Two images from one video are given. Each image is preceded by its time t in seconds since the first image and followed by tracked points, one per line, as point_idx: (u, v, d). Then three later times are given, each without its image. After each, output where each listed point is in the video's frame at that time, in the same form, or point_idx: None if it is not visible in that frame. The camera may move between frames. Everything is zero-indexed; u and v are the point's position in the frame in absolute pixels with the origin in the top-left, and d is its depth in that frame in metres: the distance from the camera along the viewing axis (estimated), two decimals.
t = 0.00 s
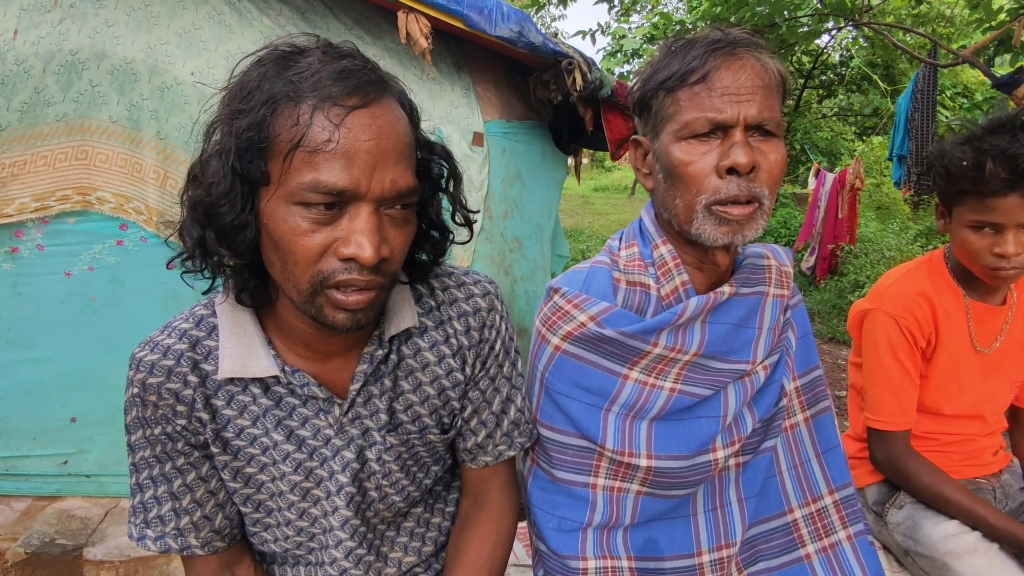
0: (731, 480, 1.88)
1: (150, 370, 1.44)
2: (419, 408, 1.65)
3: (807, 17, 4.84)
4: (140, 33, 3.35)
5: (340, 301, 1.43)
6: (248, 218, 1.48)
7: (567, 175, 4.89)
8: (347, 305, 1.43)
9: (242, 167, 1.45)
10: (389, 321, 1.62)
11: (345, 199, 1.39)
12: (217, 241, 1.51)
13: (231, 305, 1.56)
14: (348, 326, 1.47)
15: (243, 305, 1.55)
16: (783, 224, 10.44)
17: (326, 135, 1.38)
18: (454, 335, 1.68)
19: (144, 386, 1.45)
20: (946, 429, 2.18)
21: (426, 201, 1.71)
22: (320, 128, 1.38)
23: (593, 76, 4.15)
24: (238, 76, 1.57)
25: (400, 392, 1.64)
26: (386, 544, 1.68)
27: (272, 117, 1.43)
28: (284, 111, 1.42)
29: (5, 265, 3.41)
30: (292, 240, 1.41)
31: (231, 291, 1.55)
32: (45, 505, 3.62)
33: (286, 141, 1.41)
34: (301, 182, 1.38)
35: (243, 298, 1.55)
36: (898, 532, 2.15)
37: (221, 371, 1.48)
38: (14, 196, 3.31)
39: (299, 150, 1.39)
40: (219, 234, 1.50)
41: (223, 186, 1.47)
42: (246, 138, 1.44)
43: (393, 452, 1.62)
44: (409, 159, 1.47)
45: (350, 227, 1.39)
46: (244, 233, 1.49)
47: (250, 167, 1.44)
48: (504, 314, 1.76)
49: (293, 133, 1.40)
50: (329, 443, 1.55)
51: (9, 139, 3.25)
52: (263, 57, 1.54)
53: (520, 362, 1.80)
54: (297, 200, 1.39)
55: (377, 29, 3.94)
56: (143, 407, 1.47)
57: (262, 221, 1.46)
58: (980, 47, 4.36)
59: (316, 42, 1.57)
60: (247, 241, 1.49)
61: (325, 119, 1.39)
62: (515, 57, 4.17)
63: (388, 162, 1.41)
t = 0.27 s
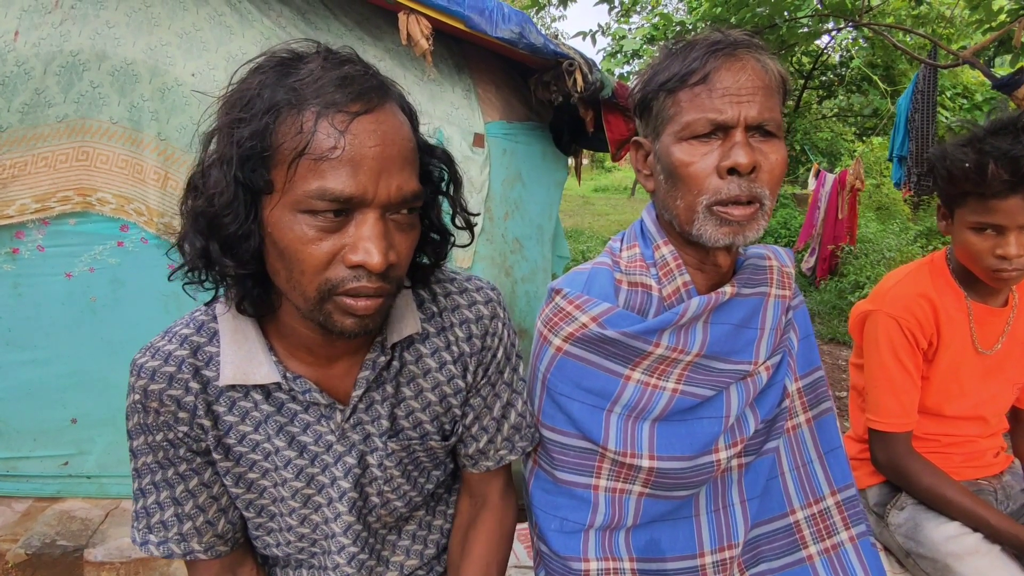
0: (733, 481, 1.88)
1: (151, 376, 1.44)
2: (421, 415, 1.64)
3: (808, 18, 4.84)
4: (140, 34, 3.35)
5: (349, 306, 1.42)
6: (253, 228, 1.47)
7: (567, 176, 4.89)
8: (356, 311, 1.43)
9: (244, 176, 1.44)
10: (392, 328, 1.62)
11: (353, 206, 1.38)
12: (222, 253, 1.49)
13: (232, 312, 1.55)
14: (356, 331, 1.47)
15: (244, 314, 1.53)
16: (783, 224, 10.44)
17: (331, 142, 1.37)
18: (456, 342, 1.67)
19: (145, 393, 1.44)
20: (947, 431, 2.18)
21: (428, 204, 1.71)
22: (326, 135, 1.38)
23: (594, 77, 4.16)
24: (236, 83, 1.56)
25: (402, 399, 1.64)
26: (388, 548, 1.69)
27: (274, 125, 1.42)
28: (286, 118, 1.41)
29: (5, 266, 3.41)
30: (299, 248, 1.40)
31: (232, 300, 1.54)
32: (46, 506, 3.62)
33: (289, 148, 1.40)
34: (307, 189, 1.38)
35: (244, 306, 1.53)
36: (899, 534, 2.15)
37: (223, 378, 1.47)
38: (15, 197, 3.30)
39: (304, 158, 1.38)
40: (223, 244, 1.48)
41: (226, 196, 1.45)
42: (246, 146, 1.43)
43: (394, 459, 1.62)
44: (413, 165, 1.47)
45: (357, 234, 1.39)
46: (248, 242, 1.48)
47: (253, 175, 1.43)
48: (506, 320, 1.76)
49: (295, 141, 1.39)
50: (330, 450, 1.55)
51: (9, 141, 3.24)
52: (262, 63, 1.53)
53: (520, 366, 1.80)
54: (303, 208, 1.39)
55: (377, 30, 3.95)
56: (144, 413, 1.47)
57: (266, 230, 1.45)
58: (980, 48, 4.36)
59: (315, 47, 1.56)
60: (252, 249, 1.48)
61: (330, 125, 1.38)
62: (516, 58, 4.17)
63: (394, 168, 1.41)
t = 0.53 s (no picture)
0: (735, 482, 1.88)
1: (149, 381, 1.44)
2: (422, 415, 1.64)
3: (808, 18, 4.83)
4: (140, 34, 3.35)
5: (346, 318, 1.43)
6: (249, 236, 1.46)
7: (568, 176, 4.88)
8: (353, 322, 1.43)
9: (241, 185, 1.43)
10: (393, 329, 1.62)
11: (350, 217, 1.38)
12: (218, 263, 1.48)
13: (230, 316, 1.55)
14: (354, 342, 1.47)
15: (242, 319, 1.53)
16: (783, 225, 10.43)
17: (329, 153, 1.36)
18: (455, 341, 1.68)
19: (144, 397, 1.44)
20: (949, 432, 2.18)
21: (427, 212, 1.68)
22: (323, 145, 1.36)
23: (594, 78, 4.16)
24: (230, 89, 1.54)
25: (403, 400, 1.63)
26: (390, 550, 1.68)
27: (270, 135, 1.40)
28: (283, 128, 1.40)
29: (5, 267, 3.40)
30: (297, 260, 1.40)
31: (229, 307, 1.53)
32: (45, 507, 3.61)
33: (287, 158, 1.38)
34: (304, 201, 1.37)
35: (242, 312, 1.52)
36: (901, 535, 2.15)
37: (221, 382, 1.47)
38: (15, 198, 3.29)
39: (301, 169, 1.37)
40: (221, 254, 1.48)
41: (223, 205, 1.44)
42: (241, 156, 1.42)
43: (396, 460, 1.61)
44: (412, 174, 1.46)
45: (355, 246, 1.39)
46: (246, 252, 1.47)
47: (250, 185, 1.42)
48: (506, 317, 1.76)
49: (292, 151, 1.38)
50: (331, 452, 1.55)
51: (9, 142, 3.24)
52: (257, 69, 1.51)
53: (522, 364, 1.79)
54: (300, 219, 1.38)
55: (377, 30, 3.95)
56: (143, 418, 1.46)
57: (263, 240, 1.44)
58: (981, 48, 4.35)
59: (312, 52, 1.54)
60: (249, 258, 1.47)
61: (328, 136, 1.36)
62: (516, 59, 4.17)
63: (393, 178, 1.40)
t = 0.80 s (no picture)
0: (737, 483, 1.87)
1: (145, 391, 1.44)
2: (422, 421, 1.64)
3: (809, 19, 4.82)
4: (141, 35, 3.35)
5: (328, 335, 1.41)
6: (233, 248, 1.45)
7: (568, 177, 4.88)
8: (336, 340, 1.41)
9: (225, 198, 1.41)
10: (390, 337, 1.60)
11: (334, 235, 1.35)
12: (201, 275, 1.48)
13: (225, 325, 1.53)
14: (339, 360, 1.45)
15: (238, 328, 1.52)
16: (783, 225, 10.43)
17: (312, 168, 1.33)
18: (455, 347, 1.67)
19: (141, 406, 1.45)
20: (951, 432, 2.18)
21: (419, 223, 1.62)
22: (306, 160, 1.33)
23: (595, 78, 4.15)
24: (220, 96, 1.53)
25: (403, 406, 1.63)
26: (392, 555, 1.68)
27: (254, 147, 1.38)
28: (268, 141, 1.37)
29: (6, 268, 3.40)
30: (279, 275, 1.38)
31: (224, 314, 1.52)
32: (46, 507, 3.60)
33: (271, 172, 1.36)
34: (285, 217, 1.35)
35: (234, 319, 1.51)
36: (903, 535, 2.15)
37: (218, 392, 1.47)
38: (16, 198, 3.29)
39: (284, 183, 1.35)
40: (204, 266, 1.47)
41: (206, 216, 1.44)
42: (227, 168, 1.40)
43: (396, 467, 1.61)
44: (403, 188, 1.42)
45: (338, 263, 1.37)
46: (230, 263, 1.47)
47: (234, 197, 1.40)
48: (507, 322, 1.74)
49: (278, 163, 1.36)
50: (330, 461, 1.54)
51: (9, 142, 3.24)
52: (247, 78, 1.49)
53: (525, 364, 1.79)
54: (282, 235, 1.36)
55: (378, 30, 3.95)
56: (141, 427, 1.47)
57: (249, 252, 1.43)
58: (982, 48, 4.35)
59: (304, 59, 1.51)
60: (232, 269, 1.47)
61: (311, 150, 1.34)
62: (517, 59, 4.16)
63: (379, 195, 1.37)
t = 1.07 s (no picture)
0: (739, 482, 1.87)
1: (138, 393, 1.43)
2: (418, 422, 1.64)
3: (809, 19, 4.81)
4: (143, 34, 3.35)
5: (316, 336, 1.41)
6: (221, 244, 1.45)
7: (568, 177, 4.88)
8: (324, 341, 1.42)
9: (212, 195, 1.41)
10: (384, 337, 1.60)
11: (322, 233, 1.35)
12: (189, 273, 1.48)
13: (216, 325, 1.53)
14: (328, 361, 1.46)
15: (228, 328, 1.52)
16: (783, 226, 10.43)
17: (300, 165, 1.33)
18: (450, 347, 1.66)
19: (134, 408, 1.44)
20: (953, 431, 2.18)
21: (411, 222, 1.61)
22: (294, 156, 1.33)
23: (596, 77, 4.15)
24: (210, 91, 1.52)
25: (398, 408, 1.63)
26: (392, 556, 1.68)
27: (242, 143, 1.38)
28: (256, 137, 1.37)
29: (7, 267, 3.40)
30: (267, 274, 1.38)
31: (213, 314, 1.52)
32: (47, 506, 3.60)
33: (258, 168, 1.36)
34: (272, 215, 1.35)
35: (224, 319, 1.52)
36: (905, 534, 2.15)
37: (211, 395, 1.46)
38: (16, 197, 3.29)
39: (271, 180, 1.34)
40: (190, 263, 1.48)
41: (193, 213, 1.44)
42: (214, 165, 1.40)
43: (392, 468, 1.61)
44: (392, 186, 1.42)
45: (327, 262, 1.37)
46: (218, 261, 1.46)
47: (221, 194, 1.40)
48: (503, 322, 1.74)
49: (266, 159, 1.35)
50: (325, 464, 1.53)
51: (10, 141, 3.23)
52: (236, 72, 1.49)
53: (525, 364, 1.79)
54: (270, 233, 1.36)
55: (379, 29, 3.94)
56: (135, 429, 1.46)
57: (237, 250, 1.43)
58: (982, 49, 4.34)
59: (294, 55, 1.51)
60: (220, 267, 1.46)
61: (299, 146, 1.33)
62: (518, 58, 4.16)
63: (369, 193, 1.36)
